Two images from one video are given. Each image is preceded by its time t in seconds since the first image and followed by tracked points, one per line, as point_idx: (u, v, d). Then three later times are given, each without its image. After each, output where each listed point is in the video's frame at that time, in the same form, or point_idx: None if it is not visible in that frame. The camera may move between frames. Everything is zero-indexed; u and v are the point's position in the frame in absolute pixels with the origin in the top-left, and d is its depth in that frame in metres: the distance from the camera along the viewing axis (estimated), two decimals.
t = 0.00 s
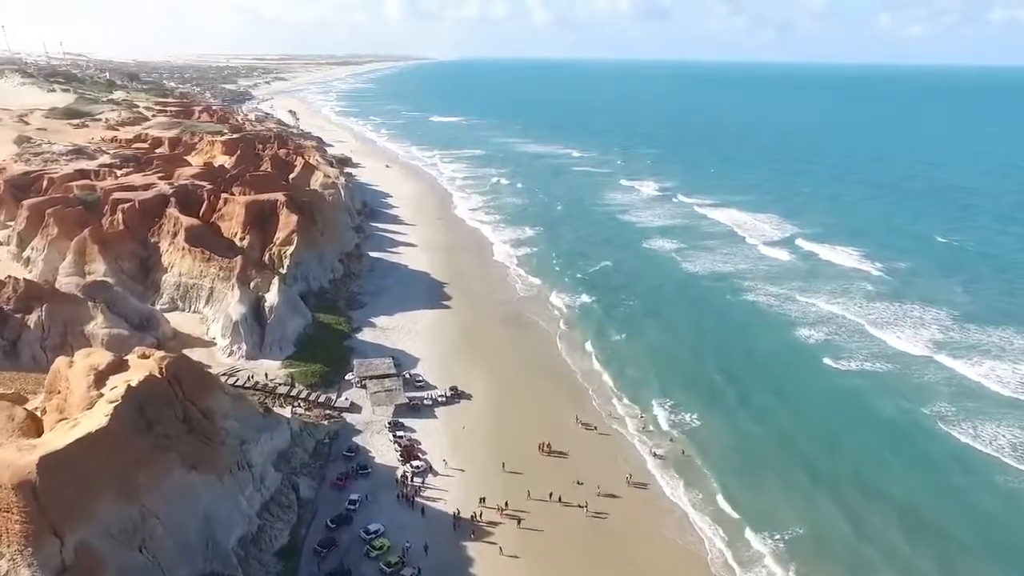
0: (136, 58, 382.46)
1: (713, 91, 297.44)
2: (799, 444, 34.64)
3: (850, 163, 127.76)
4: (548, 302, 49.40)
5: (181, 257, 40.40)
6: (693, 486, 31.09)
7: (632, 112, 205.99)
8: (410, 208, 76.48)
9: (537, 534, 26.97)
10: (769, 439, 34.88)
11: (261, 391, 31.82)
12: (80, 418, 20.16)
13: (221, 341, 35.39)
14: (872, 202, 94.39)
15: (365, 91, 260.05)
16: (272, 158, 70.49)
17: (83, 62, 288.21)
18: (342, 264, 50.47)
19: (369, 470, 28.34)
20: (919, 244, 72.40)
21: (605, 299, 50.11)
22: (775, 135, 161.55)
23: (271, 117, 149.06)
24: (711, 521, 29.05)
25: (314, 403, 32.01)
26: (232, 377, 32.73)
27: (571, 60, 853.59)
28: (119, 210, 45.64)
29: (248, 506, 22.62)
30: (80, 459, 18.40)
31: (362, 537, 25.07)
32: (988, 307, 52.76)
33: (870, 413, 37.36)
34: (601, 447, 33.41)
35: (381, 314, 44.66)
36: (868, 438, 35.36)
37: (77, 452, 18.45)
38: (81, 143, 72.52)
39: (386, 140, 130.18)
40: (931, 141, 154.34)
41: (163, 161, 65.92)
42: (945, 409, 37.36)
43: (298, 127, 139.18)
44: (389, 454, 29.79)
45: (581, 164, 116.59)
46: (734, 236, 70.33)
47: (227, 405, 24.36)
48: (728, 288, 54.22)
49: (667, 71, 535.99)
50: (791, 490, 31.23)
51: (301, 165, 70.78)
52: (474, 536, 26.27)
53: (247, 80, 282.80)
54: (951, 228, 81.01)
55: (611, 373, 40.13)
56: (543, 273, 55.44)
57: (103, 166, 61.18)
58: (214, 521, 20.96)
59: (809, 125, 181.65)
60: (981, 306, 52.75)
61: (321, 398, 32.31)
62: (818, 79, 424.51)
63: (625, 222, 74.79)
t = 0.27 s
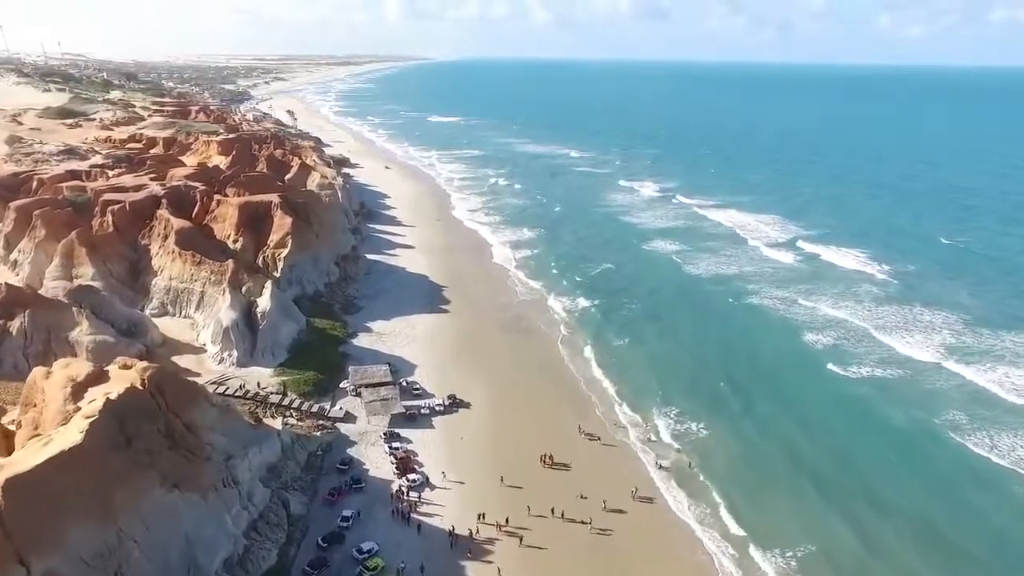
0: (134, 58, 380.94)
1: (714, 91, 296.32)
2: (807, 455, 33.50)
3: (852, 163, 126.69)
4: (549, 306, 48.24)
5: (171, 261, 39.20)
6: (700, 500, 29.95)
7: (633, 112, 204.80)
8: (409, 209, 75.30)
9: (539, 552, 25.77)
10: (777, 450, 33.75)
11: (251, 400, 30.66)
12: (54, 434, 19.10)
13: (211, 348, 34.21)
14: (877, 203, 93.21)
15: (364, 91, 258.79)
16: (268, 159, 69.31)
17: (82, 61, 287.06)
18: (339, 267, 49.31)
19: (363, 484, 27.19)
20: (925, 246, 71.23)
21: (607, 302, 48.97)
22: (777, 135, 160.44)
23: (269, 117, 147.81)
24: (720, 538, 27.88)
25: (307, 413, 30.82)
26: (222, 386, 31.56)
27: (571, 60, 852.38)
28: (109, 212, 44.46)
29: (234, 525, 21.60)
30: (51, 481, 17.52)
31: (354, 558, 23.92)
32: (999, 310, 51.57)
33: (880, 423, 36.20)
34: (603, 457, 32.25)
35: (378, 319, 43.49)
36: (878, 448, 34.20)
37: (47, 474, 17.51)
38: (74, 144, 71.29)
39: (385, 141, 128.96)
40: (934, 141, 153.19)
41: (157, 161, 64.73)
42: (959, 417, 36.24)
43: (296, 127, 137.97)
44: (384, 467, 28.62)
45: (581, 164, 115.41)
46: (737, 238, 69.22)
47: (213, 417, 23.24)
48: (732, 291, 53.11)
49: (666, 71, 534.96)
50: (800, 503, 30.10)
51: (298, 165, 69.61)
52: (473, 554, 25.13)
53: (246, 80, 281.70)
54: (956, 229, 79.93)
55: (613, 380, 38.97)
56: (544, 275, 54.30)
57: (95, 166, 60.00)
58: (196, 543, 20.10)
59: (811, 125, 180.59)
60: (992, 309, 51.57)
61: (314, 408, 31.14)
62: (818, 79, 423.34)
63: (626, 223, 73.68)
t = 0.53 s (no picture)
0: (133, 58, 379.94)
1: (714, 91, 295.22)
2: (817, 467, 32.35)
3: (854, 163, 125.61)
4: (550, 310, 47.05)
5: (161, 264, 38.05)
6: (708, 516, 28.77)
7: (633, 112, 203.66)
8: (407, 211, 74.15)
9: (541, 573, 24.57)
10: (786, 461, 32.60)
11: (242, 411, 29.48)
12: (24, 454, 18.08)
13: (201, 355, 33.02)
14: (881, 205, 92.04)
15: (364, 91, 257.63)
16: (264, 160, 68.14)
17: (80, 62, 286.57)
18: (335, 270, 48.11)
19: (357, 500, 26.01)
20: (933, 247, 70.00)
21: (609, 307, 47.77)
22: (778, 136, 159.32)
23: (267, 117, 146.62)
24: (730, 556, 26.68)
25: (300, 423, 29.63)
26: (211, 396, 30.37)
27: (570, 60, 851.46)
28: (98, 214, 43.34)
29: (219, 547, 20.45)
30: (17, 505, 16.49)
31: None
32: (1011, 314, 50.37)
33: (893, 433, 34.99)
34: (607, 470, 31.02)
35: (374, 324, 42.31)
36: (889, 461, 32.99)
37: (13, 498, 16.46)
38: (67, 144, 70.17)
39: (383, 141, 127.78)
40: (937, 142, 151.98)
41: (150, 162, 63.55)
42: (974, 427, 35.09)
43: (294, 127, 136.83)
44: (379, 481, 27.45)
45: (581, 164, 114.27)
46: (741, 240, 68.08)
47: (198, 432, 22.10)
48: (737, 295, 51.96)
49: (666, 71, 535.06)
50: (811, 519, 28.94)
51: (294, 166, 68.43)
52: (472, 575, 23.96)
53: (244, 80, 280.72)
54: (962, 231, 78.80)
55: (615, 387, 37.76)
56: (545, 279, 53.13)
57: (88, 167, 58.85)
58: (177, 567, 18.92)
59: (812, 126, 179.48)
60: (1004, 313, 50.37)
61: (306, 418, 29.95)
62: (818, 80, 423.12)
63: (627, 225, 72.50)
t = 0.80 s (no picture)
0: (132, 59, 379.14)
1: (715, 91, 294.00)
2: (829, 480, 31.13)
3: (857, 163, 124.53)
4: (551, 314, 45.88)
5: (150, 268, 36.86)
6: (716, 532, 27.57)
7: (634, 113, 202.55)
8: (406, 212, 73.00)
9: None
10: (796, 474, 31.40)
11: (231, 422, 28.28)
12: None
13: (189, 363, 31.85)
14: (886, 206, 90.90)
15: (362, 91, 256.47)
16: (260, 160, 66.99)
17: (78, 62, 285.52)
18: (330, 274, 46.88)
19: (350, 518, 24.86)
20: (940, 249, 68.79)
21: (611, 311, 46.59)
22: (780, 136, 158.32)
23: (264, 118, 145.52)
24: None
25: (291, 436, 28.46)
26: (200, 406, 29.17)
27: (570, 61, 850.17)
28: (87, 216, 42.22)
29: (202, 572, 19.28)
30: None
31: None
32: None
33: (907, 444, 33.75)
34: (611, 482, 29.86)
35: (371, 330, 41.15)
36: (901, 472, 31.85)
37: None
38: (60, 144, 69.05)
39: (382, 142, 126.65)
40: (941, 142, 150.77)
41: (143, 163, 62.41)
42: (991, 438, 33.90)
43: (292, 127, 135.72)
44: (374, 497, 26.29)
45: (581, 165, 113.14)
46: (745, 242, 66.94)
47: (182, 448, 20.96)
48: (742, 298, 50.80)
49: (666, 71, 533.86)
50: (823, 536, 27.74)
51: (290, 167, 67.26)
52: None
53: (243, 80, 279.67)
54: (968, 232, 77.70)
55: (618, 394, 36.58)
56: (546, 282, 51.97)
57: (79, 168, 57.73)
58: None
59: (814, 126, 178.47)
60: (1017, 317, 49.19)
61: (299, 429, 28.78)
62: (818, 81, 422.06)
63: (629, 226, 71.35)
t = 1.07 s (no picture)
0: (132, 58, 378.23)
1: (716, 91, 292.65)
2: (842, 495, 29.88)
3: (860, 164, 123.40)
4: (554, 319, 44.66)
5: (139, 272, 35.63)
6: (725, 551, 26.34)
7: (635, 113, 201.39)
8: (405, 214, 71.82)
9: None
10: (808, 489, 30.17)
11: (221, 435, 27.09)
12: None
13: (178, 372, 30.65)
14: (892, 207, 89.67)
15: (362, 91, 255.26)
16: (256, 161, 65.82)
17: (77, 62, 284.49)
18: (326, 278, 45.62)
19: (343, 538, 23.69)
20: (949, 251, 67.51)
21: (615, 317, 45.38)
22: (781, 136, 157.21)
23: (263, 117, 144.33)
24: None
25: (283, 449, 27.27)
26: (188, 417, 27.92)
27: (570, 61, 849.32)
28: (76, 218, 41.06)
29: None
30: None
31: None
32: None
33: (923, 457, 32.48)
34: (617, 497, 28.60)
35: (367, 336, 39.95)
36: (916, 486, 30.66)
37: None
38: (53, 144, 67.92)
39: (381, 142, 125.47)
40: (945, 143, 149.46)
41: (137, 163, 61.25)
42: (1010, 450, 32.66)
43: (291, 128, 134.59)
44: (369, 514, 25.11)
45: (583, 165, 111.96)
46: (750, 243, 65.76)
47: (163, 467, 19.89)
48: (749, 302, 49.61)
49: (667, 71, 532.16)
50: (836, 555, 26.51)
51: (287, 168, 66.03)
52: None
53: (242, 80, 278.64)
54: (975, 234, 76.54)
55: (622, 403, 35.35)
56: (547, 286, 50.77)
57: (71, 169, 56.59)
58: None
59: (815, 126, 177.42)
60: None
61: (291, 441, 27.63)
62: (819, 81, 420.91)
63: (631, 228, 70.16)
